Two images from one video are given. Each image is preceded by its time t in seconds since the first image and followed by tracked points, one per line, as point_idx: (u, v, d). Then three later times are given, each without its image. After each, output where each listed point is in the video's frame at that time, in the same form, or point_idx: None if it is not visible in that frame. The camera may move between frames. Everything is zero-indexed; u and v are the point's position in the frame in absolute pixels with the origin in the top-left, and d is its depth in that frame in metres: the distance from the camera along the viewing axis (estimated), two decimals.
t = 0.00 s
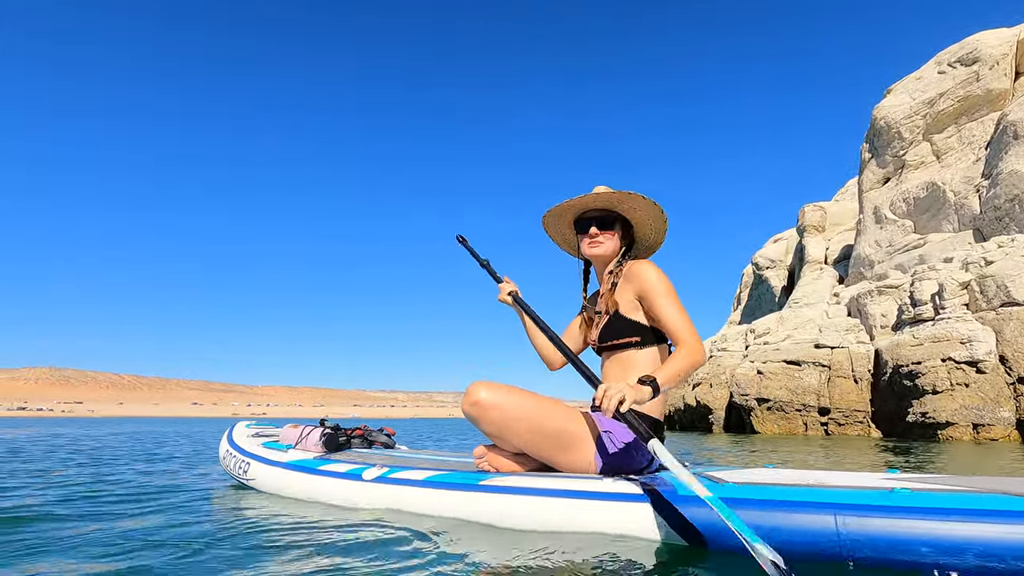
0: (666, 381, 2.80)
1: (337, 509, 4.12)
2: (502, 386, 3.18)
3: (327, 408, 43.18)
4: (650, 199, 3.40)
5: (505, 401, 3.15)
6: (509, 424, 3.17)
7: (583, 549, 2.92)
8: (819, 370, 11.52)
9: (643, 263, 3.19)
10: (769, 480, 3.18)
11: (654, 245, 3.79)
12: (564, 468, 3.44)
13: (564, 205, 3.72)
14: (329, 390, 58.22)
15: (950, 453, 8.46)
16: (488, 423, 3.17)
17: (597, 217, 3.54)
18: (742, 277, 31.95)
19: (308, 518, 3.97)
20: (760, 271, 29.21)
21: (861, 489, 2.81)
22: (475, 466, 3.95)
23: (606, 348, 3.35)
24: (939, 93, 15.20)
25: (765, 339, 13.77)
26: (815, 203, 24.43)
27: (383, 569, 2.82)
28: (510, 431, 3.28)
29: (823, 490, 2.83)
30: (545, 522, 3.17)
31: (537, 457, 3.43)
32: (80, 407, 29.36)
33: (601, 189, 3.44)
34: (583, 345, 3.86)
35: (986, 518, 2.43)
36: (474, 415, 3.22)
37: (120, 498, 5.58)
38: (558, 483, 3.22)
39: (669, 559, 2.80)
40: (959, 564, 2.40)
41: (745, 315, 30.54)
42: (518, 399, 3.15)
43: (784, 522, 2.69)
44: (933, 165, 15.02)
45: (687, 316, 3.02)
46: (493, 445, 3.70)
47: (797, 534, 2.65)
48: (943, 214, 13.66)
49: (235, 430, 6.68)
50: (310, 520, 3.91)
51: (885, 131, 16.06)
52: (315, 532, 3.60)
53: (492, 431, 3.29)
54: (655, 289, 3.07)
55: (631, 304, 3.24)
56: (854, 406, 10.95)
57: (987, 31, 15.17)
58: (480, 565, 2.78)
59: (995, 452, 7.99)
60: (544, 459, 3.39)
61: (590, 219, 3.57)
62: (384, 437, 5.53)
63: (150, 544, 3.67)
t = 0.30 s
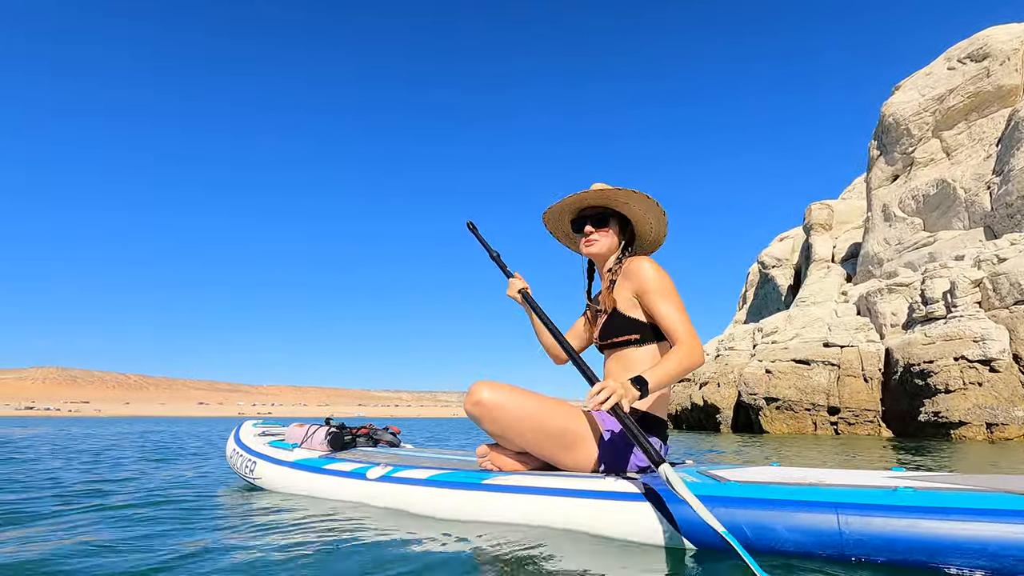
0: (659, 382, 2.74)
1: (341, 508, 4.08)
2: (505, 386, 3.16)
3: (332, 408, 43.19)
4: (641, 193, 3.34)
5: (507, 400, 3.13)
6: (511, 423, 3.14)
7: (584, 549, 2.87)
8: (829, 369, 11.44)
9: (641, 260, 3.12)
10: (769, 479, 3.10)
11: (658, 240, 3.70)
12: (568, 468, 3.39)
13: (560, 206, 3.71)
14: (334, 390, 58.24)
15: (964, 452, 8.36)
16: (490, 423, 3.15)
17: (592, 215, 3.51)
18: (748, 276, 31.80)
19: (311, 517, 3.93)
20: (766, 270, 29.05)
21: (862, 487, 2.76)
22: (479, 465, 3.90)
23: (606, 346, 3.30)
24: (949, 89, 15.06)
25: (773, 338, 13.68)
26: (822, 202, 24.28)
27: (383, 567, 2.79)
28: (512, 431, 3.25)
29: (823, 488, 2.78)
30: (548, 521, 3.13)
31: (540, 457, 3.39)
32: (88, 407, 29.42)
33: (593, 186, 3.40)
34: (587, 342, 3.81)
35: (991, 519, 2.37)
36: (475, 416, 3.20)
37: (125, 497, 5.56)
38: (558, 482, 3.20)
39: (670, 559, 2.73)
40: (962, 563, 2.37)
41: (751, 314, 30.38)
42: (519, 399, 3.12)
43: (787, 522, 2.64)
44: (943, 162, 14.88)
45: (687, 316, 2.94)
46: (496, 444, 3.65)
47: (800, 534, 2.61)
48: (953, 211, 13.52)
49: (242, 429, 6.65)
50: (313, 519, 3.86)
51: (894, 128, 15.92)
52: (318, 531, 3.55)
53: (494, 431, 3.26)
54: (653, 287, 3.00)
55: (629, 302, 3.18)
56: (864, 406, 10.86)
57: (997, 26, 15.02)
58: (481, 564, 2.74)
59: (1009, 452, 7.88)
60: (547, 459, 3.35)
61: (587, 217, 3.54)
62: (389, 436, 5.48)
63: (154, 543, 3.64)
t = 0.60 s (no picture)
0: (663, 385, 2.67)
1: (347, 510, 4.02)
2: (513, 387, 3.08)
3: (337, 408, 43.23)
4: (640, 193, 3.26)
5: (515, 401, 3.06)
6: (518, 425, 3.08)
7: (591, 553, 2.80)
8: (840, 369, 11.33)
9: (646, 261, 3.05)
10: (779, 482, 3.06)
11: (665, 241, 3.60)
12: (575, 470, 3.33)
13: (562, 208, 3.68)
14: (338, 391, 58.27)
15: (980, 453, 8.24)
16: (497, 424, 3.08)
17: (593, 216, 3.45)
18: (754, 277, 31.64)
19: (318, 519, 3.87)
20: (773, 270, 28.89)
21: (871, 489, 2.71)
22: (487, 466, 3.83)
23: (614, 348, 3.23)
24: (959, 87, 14.93)
25: (782, 339, 13.57)
26: (829, 201, 24.12)
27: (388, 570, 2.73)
28: (519, 432, 3.18)
29: (834, 490, 2.74)
30: (556, 525, 3.05)
31: (547, 458, 3.32)
32: (96, 408, 29.52)
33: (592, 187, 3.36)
34: (595, 342, 3.73)
35: (1006, 521, 2.33)
36: (482, 417, 3.13)
37: (132, 498, 5.51)
38: (565, 484, 3.13)
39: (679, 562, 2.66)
40: (977, 564, 2.31)
41: (758, 314, 30.20)
42: (527, 400, 3.06)
43: (795, 522, 2.61)
44: (953, 161, 14.73)
45: (693, 318, 2.85)
46: (503, 445, 3.59)
47: (811, 534, 2.56)
48: (965, 210, 13.38)
49: (248, 431, 6.60)
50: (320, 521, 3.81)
51: (903, 126, 15.78)
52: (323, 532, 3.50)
53: (501, 432, 3.19)
54: (658, 287, 2.93)
55: (635, 303, 3.11)
56: (876, 406, 10.75)
57: (1009, 23, 14.87)
58: (487, 566, 2.68)
59: None
60: (554, 461, 3.29)
61: (589, 218, 3.48)
62: (395, 437, 5.41)
63: (160, 543, 3.60)
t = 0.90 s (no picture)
0: (667, 388, 2.61)
1: (355, 509, 3.96)
2: (523, 386, 3.02)
3: (344, 408, 43.29)
4: (646, 192, 3.19)
5: (525, 401, 3.00)
6: (529, 425, 3.02)
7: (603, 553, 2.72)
8: (853, 368, 11.21)
9: (655, 260, 2.98)
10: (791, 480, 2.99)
11: (676, 240, 3.51)
12: (587, 471, 3.26)
13: (570, 208, 3.61)
14: (344, 390, 58.34)
15: (998, 454, 8.10)
16: (507, 424, 3.02)
17: (601, 217, 3.38)
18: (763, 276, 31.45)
19: (326, 519, 3.82)
20: (782, 269, 28.69)
21: (885, 488, 2.65)
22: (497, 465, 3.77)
23: (623, 347, 3.16)
24: (972, 82, 14.75)
25: (794, 338, 13.46)
26: (839, 199, 23.91)
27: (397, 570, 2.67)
28: (530, 432, 3.12)
29: (848, 490, 2.67)
30: (568, 524, 2.98)
31: (558, 459, 3.26)
32: (106, 407, 29.64)
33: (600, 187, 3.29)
34: (604, 343, 3.66)
35: None
36: (493, 416, 3.06)
37: (140, 497, 5.48)
38: (577, 482, 3.05)
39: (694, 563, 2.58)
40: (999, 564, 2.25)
41: (766, 313, 29.99)
42: (538, 400, 2.99)
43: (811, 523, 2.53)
44: (967, 157, 14.55)
45: (700, 319, 2.79)
46: (513, 444, 3.52)
47: (828, 535, 2.49)
48: (980, 207, 13.21)
49: (255, 430, 6.55)
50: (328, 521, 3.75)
51: (916, 122, 15.61)
52: (331, 532, 3.44)
53: (511, 432, 3.13)
54: (666, 286, 2.87)
55: (643, 301, 3.04)
56: (890, 406, 10.61)
57: None
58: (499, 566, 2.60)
59: None
60: (566, 461, 3.23)
61: (598, 218, 3.41)
62: (403, 437, 5.35)
63: (168, 543, 3.55)
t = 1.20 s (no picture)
0: (664, 391, 2.53)
1: (361, 510, 3.89)
2: (533, 385, 2.95)
3: (350, 407, 43.34)
4: (655, 192, 3.12)
5: (535, 401, 2.92)
6: (539, 425, 2.95)
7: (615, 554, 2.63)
8: (865, 367, 11.08)
9: (663, 258, 2.89)
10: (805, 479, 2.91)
11: (683, 239, 3.44)
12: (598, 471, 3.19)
13: (577, 207, 3.53)
14: (350, 390, 58.39)
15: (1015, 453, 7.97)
16: (516, 424, 2.95)
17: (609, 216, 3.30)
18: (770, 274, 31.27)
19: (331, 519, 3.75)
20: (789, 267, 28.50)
21: (905, 488, 2.56)
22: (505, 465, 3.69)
23: (631, 346, 3.08)
24: (985, 77, 14.58)
25: (803, 337, 13.35)
26: (848, 197, 23.71)
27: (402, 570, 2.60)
28: (540, 432, 3.05)
29: (866, 489, 2.58)
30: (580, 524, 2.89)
31: (568, 459, 3.19)
32: (115, 407, 29.72)
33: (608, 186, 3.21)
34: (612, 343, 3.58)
35: None
36: (502, 416, 2.99)
37: (145, 496, 5.43)
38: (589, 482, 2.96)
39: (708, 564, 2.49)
40: None
41: (773, 312, 29.79)
42: (548, 400, 2.92)
43: (830, 523, 2.44)
44: (979, 153, 14.38)
45: (705, 320, 2.70)
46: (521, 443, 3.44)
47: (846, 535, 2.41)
48: (994, 204, 13.05)
49: (259, 430, 6.49)
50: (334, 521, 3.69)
51: (927, 118, 15.44)
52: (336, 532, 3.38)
53: (520, 431, 3.07)
54: (672, 285, 2.78)
55: (650, 299, 2.96)
56: (904, 405, 10.48)
57: None
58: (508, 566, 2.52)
59: None
60: (576, 462, 3.16)
61: (606, 217, 3.33)
62: (406, 437, 5.28)
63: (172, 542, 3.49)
